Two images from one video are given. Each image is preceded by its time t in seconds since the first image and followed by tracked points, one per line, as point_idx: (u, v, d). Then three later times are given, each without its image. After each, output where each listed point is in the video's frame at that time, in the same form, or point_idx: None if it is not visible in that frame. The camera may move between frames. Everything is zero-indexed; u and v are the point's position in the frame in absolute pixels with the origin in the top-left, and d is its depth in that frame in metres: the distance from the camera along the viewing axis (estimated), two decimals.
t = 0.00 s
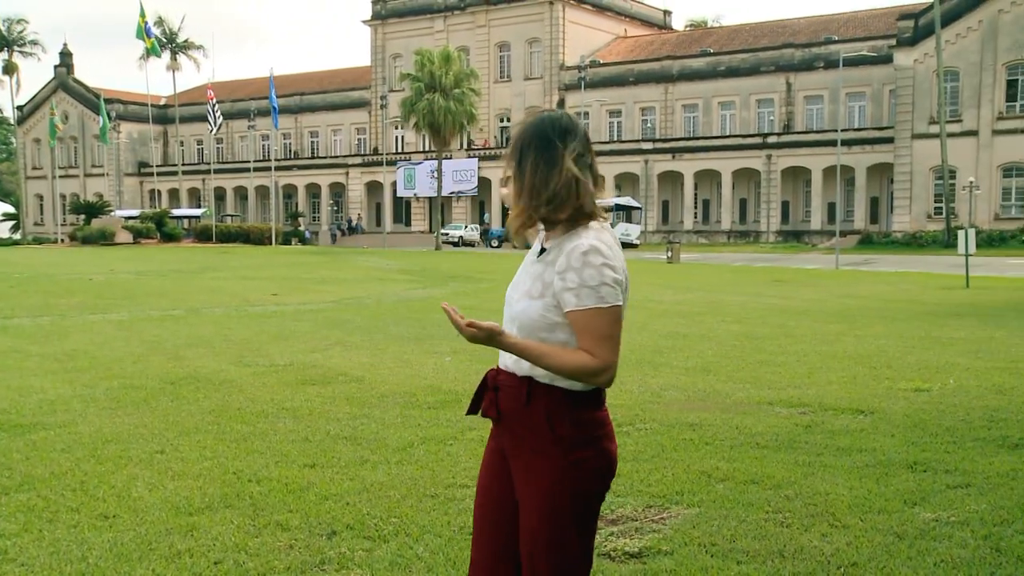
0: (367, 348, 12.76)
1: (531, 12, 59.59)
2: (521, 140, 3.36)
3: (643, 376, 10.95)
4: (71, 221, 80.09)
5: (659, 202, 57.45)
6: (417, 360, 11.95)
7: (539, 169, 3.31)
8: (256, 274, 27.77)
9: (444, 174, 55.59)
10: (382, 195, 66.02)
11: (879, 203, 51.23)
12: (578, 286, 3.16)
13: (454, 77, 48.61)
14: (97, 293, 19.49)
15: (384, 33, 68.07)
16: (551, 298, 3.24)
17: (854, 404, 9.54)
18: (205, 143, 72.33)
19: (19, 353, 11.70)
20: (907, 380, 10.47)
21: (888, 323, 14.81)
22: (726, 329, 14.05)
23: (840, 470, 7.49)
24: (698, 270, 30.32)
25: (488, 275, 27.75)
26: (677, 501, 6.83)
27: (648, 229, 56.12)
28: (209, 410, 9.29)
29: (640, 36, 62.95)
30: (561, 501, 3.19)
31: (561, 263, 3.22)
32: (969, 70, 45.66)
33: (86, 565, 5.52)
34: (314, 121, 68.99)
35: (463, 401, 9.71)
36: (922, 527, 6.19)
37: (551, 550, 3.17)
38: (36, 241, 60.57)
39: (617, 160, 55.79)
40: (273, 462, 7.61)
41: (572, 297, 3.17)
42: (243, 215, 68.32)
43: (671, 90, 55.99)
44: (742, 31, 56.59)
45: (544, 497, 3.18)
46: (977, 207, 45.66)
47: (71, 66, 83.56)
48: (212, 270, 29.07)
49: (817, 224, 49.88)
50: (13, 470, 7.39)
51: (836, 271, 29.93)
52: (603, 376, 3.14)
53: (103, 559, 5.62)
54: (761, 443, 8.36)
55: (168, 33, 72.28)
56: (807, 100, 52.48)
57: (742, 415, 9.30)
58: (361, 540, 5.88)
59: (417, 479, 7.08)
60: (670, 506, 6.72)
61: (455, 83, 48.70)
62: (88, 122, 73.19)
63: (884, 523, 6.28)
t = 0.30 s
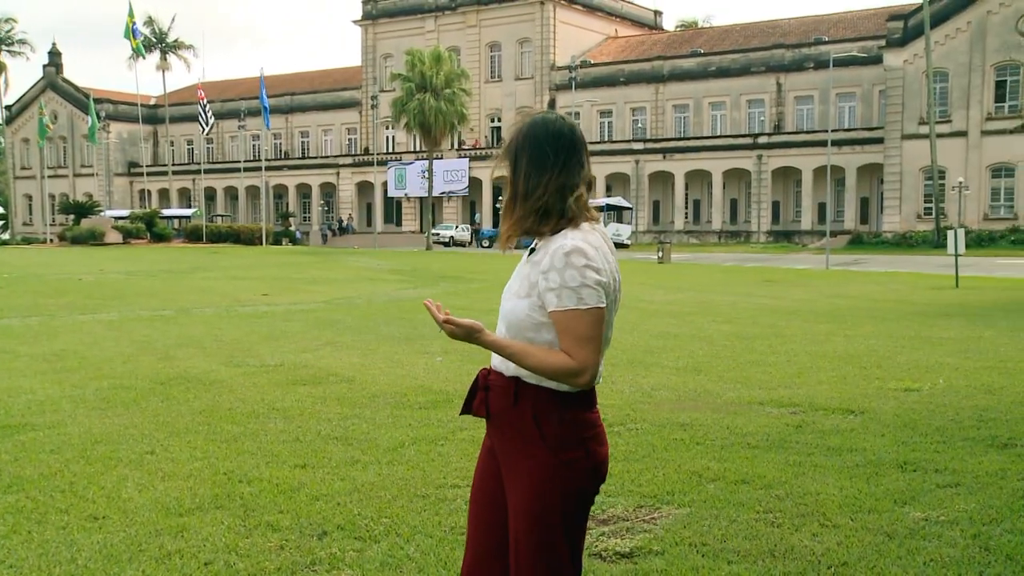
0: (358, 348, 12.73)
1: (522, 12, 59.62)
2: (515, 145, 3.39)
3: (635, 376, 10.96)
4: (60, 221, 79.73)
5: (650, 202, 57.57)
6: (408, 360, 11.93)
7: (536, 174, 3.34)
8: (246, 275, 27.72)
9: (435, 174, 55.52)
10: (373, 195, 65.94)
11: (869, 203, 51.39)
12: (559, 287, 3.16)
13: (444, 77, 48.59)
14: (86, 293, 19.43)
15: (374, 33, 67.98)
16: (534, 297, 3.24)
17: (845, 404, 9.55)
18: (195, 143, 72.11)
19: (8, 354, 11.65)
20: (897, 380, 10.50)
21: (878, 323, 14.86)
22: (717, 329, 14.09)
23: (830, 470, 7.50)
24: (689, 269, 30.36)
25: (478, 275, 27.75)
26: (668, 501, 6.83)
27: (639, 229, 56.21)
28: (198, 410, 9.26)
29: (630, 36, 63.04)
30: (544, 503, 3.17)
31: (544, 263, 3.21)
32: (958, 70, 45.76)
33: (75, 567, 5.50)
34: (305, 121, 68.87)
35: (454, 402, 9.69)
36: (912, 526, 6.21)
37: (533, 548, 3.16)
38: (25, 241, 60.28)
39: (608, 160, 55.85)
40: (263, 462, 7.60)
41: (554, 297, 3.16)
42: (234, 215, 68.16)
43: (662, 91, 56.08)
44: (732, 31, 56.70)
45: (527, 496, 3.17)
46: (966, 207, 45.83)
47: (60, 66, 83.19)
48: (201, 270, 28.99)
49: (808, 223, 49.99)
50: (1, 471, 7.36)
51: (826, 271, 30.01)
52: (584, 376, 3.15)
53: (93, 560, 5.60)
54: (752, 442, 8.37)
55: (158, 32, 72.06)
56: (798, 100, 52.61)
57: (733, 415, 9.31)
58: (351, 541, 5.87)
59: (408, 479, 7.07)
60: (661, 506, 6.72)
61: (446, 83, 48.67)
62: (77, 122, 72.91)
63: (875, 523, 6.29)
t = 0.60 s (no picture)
0: (352, 348, 12.70)
1: (515, 12, 59.59)
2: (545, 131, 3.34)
3: (628, 376, 10.97)
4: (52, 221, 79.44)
5: (644, 202, 57.68)
6: (401, 360, 11.92)
7: (570, 196, 3.32)
8: (238, 275, 27.66)
9: (429, 174, 55.50)
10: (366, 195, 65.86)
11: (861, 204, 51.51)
12: (595, 280, 3.16)
13: (438, 78, 48.55)
14: (78, 294, 19.38)
15: (367, 33, 67.89)
16: (564, 297, 3.23)
17: (838, 404, 9.56)
18: (188, 143, 72.01)
19: None
20: (890, 379, 10.53)
21: (870, 323, 14.88)
22: (710, 329, 14.11)
23: (823, 470, 7.50)
24: (683, 270, 30.39)
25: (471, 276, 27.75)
26: (662, 501, 6.83)
27: (633, 230, 56.29)
28: (190, 411, 9.23)
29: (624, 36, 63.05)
30: (556, 508, 3.14)
31: (573, 258, 3.20)
32: (950, 71, 45.96)
33: (67, 568, 5.47)
34: (298, 121, 68.73)
35: (447, 401, 9.67)
36: (905, 525, 6.22)
37: (544, 551, 3.13)
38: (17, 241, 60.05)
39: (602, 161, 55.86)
40: (256, 462, 7.59)
41: (589, 292, 3.16)
42: (227, 215, 68.02)
43: (655, 91, 56.13)
44: (726, 32, 56.81)
45: (540, 499, 3.14)
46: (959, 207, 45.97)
47: (51, 65, 82.80)
48: (194, 270, 28.92)
49: (802, 223, 50.05)
50: None
51: (819, 272, 30.05)
52: (619, 369, 3.15)
53: (84, 562, 5.57)
54: (745, 442, 8.38)
55: (151, 32, 71.87)
56: (791, 100, 52.66)
57: (725, 415, 9.32)
58: (344, 541, 5.86)
59: (402, 480, 7.06)
60: (654, 506, 6.73)
61: (439, 83, 48.62)
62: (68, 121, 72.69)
63: (867, 523, 6.30)
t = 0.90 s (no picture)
0: (349, 349, 12.70)
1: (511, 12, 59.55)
2: (568, 136, 3.40)
3: (624, 376, 10.98)
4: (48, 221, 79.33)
5: (640, 202, 57.80)
6: (397, 360, 11.92)
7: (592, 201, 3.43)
8: (235, 275, 27.66)
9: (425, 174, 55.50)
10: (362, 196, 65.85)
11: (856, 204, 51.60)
12: (628, 275, 3.25)
13: (434, 78, 48.55)
14: (74, 294, 19.37)
15: (363, 32, 67.86)
16: (597, 290, 3.24)
17: (835, 404, 9.56)
18: (184, 143, 71.93)
19: None
20: (885, 378, 10.57)
21: (866, 323, 14.91)
22: (706, 329, 14.14)
23: (820, 470, 7.50)
24: (679, 270, 30.43)
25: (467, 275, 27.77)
26: (659, 501, 6.83)
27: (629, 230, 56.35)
28: (187, 411, 9.23)
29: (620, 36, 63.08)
30: (580, 509, 3.07)
31: (605, 257, 3.23)
32: (946, 71, 45.99)
33: (64, 569, 5.45)
34: (294, 121, 68.68)
35: (444, 402, 9.66)
36: (901, 526, 6.22)
37: (567, 553, 3.07)
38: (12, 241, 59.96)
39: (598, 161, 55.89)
40: (252, 463, 7.59)
41: (623, 286, 3.24)
42: (223, 215, 67.98)
43: (651, 91, 56.20)
44: (722, 32, 56.89)
45: (567, 501, 3.07)
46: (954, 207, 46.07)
47: (46, 65, 82.71)
48: (191, 270, 28.92)
49: (798, 223, 50.12)
50: None
51: (814, 272, 30.08)
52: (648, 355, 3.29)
53: (81, 562, 5.56)
54: (742, 442, 8.38)
55: (147, 32, 71.80)
56: (787, 100, 52.70)
57: (721, 415, 9.33)
58: (340, 541, 5.86)
59: (398, 480, 7.06)
60: (651, 506, 6.73)
61: (435, 83, 48.61)
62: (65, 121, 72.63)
63: (863, 522, 6.31)
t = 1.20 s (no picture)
0: (346, 349, 12.69)
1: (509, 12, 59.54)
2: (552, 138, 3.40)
3: (622, 376, 10.99)
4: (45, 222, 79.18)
5: (637, 203, 57.90)
6: (395, 361, 11.93)
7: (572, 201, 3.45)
8: (232, 275, 27.64)
9: (422, 174, 55.49)
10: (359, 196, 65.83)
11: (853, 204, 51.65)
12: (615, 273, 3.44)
13: (431, 78, 48.52)
14: (72, 295, 19.33)
15: (361, 33, 67.83)
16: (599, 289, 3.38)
17: (832, 404, 9.58)
18: (181, 144, 71.86)
19: None
20: (882, 379, 10.58)
21: (863, 323, 14.93)
22: (704, 329, 14.15)
23: (816, 470, 7.51)
24: (677, 270, 30.44)
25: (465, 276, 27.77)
26: (656, 502, 6.83)
27: (627, 230, 56.41)
28: (184, 412, 9.22)
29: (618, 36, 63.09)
30: (587, 508, 3.13)
31: (603, 256, 3.38)
32: (942, 71, 46.00)
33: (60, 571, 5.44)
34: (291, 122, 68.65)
35: (442, 403, 9.64)
36: (898, 526, 6.23)
37: (574, 550, 3.12)
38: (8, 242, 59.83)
39: (596, 162, 55.89)
40: (250, 463, 7.59)
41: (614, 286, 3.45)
42: (220, 216, 67.92)
43: (648, 92, 56.22)
44: (719, 32, 56.93)
45: (578, 499, 3.12)
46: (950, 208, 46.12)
47: (42, 65, 82.58)
48: (188, 271, 28.90)
49: (795, 224, 50.16)
50: None
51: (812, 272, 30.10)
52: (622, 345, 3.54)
53: (77, 563, 5.55)
54: (739, 442, 8.38)
55: (144, 33, 71.70)
56: (784, 101, 52.71)
57: (718, 415, 9.33)
58: (337, 542, 5.85)
59: (396, 480, 7.06)
60: (648, 507, 6.72)
61: (432, 84, 48.59)
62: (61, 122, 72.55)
63: (861, 523, 6.31)
